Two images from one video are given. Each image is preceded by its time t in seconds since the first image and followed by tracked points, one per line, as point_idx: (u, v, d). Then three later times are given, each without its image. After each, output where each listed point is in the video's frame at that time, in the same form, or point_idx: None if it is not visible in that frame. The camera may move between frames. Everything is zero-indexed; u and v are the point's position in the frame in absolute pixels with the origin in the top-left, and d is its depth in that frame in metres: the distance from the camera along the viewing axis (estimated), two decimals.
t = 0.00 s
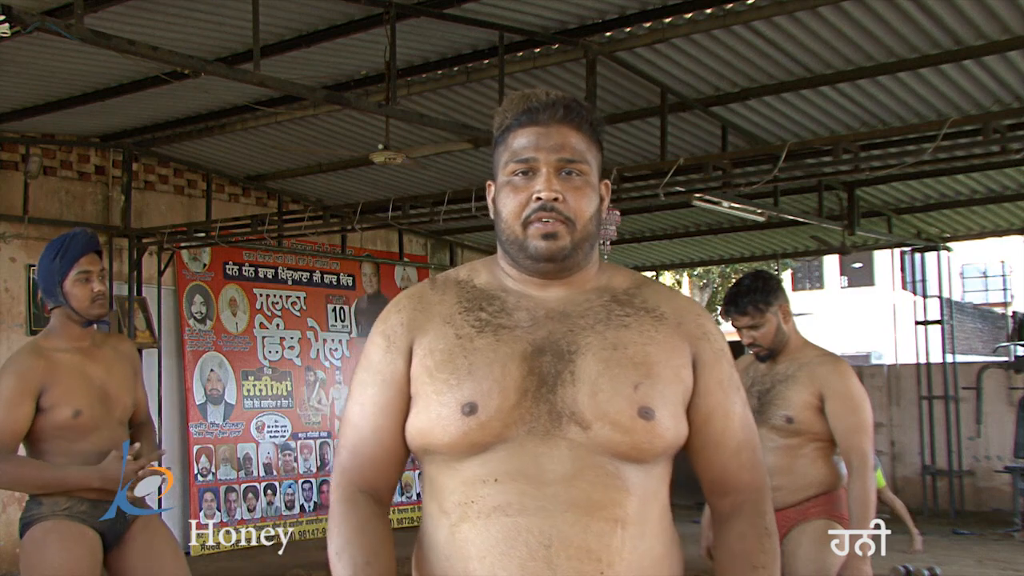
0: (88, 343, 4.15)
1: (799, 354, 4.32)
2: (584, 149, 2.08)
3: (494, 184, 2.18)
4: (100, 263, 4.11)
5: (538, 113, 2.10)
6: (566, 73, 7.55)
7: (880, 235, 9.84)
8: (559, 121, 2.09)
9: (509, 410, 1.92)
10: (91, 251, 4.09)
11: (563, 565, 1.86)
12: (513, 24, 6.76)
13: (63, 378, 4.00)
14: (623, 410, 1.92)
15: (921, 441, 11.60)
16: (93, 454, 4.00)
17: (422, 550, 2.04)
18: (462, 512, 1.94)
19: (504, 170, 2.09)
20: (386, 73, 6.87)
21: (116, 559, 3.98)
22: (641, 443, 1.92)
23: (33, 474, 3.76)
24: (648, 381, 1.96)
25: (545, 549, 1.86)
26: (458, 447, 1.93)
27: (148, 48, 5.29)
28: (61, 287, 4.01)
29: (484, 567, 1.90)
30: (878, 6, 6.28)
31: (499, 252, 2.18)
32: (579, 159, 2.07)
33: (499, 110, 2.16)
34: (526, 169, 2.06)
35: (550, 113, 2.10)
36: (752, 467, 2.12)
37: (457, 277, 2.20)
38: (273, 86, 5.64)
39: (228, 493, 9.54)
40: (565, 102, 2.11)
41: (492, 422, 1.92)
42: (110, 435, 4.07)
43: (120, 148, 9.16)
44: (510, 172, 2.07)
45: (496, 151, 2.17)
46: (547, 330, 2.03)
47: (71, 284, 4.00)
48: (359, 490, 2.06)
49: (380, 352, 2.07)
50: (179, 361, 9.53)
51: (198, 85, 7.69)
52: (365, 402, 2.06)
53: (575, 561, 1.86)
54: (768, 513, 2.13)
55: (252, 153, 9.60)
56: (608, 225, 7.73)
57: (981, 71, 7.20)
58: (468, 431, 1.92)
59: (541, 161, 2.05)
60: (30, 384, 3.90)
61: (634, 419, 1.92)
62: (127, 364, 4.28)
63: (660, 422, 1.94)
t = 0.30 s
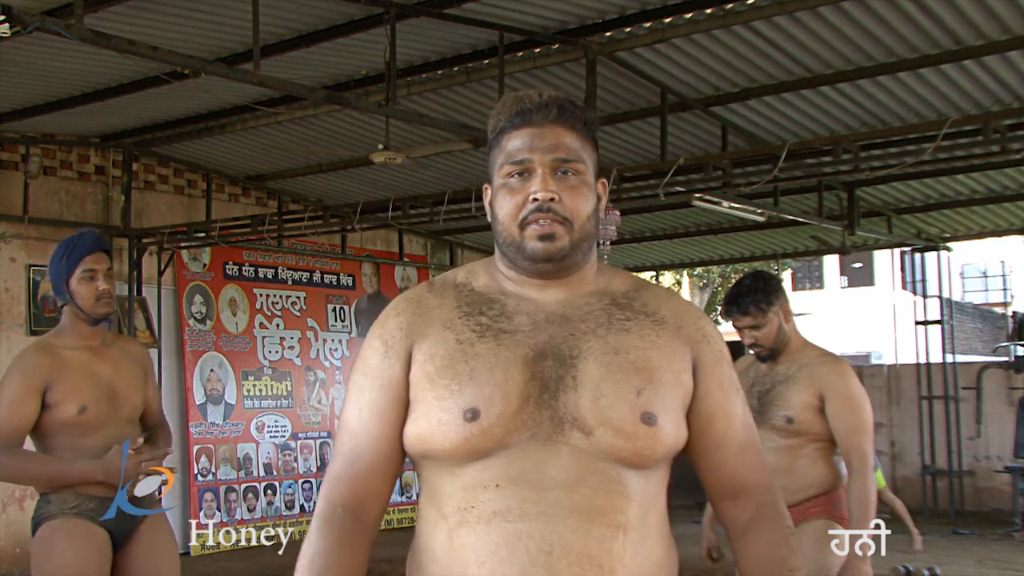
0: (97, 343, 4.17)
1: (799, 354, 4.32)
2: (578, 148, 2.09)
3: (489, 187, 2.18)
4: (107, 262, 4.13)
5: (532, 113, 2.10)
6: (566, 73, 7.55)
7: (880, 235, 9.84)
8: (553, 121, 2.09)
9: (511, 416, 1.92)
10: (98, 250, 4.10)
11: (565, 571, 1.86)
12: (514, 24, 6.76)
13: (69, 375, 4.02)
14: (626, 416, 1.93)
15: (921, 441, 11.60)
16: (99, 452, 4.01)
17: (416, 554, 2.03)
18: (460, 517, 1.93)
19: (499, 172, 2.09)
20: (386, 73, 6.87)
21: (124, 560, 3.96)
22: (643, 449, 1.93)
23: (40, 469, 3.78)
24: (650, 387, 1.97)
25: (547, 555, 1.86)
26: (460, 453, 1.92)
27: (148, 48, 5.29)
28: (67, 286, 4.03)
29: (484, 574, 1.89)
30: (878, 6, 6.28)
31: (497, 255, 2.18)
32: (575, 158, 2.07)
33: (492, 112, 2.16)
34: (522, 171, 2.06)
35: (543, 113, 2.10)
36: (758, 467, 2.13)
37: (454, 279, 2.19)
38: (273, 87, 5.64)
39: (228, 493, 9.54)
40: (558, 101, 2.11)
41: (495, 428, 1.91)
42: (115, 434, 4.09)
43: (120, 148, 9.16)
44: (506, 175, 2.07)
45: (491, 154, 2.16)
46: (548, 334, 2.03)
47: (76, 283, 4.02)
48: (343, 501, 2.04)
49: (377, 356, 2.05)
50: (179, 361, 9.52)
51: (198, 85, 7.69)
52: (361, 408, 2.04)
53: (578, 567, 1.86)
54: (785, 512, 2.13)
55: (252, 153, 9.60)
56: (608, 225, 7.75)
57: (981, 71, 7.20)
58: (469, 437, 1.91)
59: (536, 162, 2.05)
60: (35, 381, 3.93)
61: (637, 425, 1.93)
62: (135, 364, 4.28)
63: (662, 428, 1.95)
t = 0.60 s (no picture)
0: (111, 338, 4.31)
1: (799, 354, 4.32)
2: (540, 144, 2.10)
3: (453, 188, 2.19)
4: (122, 261, 4.26)
5: (492, 111, 2.12)
6: (566, 73, 7.55)
7: (880, 235, 9.84)
8: (513, 118, 2.11)
9: (469, 417, 1.92)
10: (113, 247, 4.25)
11: None
12: (514, 24, 6.76)
13: (78, 365, 4.16)
14: (584, 420, 1.93)
15: (921, 441, 11.60)
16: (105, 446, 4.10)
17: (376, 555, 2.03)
18: (415, 518, 1.93)
19: (462, 170, 2.10)
20: (386, 73, 6.87)
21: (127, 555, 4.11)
22: (600, 453, 1.93)
23: (48, 458, 3.88)
24: (610, 392, 1.97)
25: (499, 560, 1.86)
26: (417, 454, 1.93)
27: (148, 48, 5.29)
28: (82, 281, 4.20)
29: None
30: (879, 6, 6.27)
31: (462, 255, 2.19)
32: (536, 154, 2.08)
33: (455, 113, 2.18)
34: (484, 168, 2.07)
35: (504, 111, 2.12)
36: (713, 478, 2.15)
37: (420, 279, 2.20)
38: (273, 87, 5.64)
39: (228, 493, 9.54)
40: (519, 99, 2.13)
41: (452, 429, 1.92)
42: (122, 428, 4.18)
43: (120, 148, 9.17)
44: (468, 173, 2.08)
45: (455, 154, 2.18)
46: (510, 335, 2.04)
47: (89, 279, 4.18)
48: (312, 503, 2.06)
49: (340, 356, 2.07)
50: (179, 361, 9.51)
51: (198, 85, 7.69)
52: (324, 409, 2.06)
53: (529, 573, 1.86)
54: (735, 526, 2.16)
55: (251, 153, 9.60)
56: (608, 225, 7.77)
57: (981, 71, 7.19)
58: (427, 438, 1.91)
59: (498, 158, 2.07)
60: (43, 370, 4.07)
61: (594, 429, 1.93)
62: (151, 362, 4.40)
63: (620, 433, 1.95)
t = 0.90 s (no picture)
0: (128, 339, 4.34)
1: (799, 354, 4.32)
2: (497, 146, 2.09)
3: (408, 186, 2.18)
4: (136, 262, 4.23)
5: (449, 112, 2.11)
6: (566, 73, 7.55)
7: (880, 235, 9.84)
8: (469, 119, 2.10)
9: (427, 414, 1.94)
10: (128, 249, 4.22)
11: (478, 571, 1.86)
12: (514, 24, 6.76)
13: (92, 365, 4.19)
14: (540, 417, 1.94)
15: (921, 441, 11.60)
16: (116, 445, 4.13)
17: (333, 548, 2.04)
18: (376, 516, 1.93)
19: (417, 171, 2.09)
20: (386, 73, 6.87)
21: (137, 557, 4.11)
22: (556, 449, 1.94)
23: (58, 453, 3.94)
24: (565, 388, 1.98)
25: (461, 557, 1.86)
26: (375, 451, 1.94)
27: (149, 48, 5.29)
28: (97, 282, 4.20)
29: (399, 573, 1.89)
30: (878, 6, 6.27)
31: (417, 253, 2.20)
32: (493, 156, 2.07)
33: (410, 111, 2.16)
34: (440, 169, 2.06)
35: (460, 111, 2.10)
36: (661, 467, 2.14)
37: (374, 277, 2.21)
38: (273, 87, 5.64)
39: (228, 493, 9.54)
40: (475, 100, 2.11)
41: (410, 426, 1.93)
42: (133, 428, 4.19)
43: (120, 148, 9.17)
44: (424, 174, 2.07)
45: (408, 153, 2.16)
46: (466, 333, 2.05)
47: (104, 280, 4.18)
48: (254, 478, 2.08)
49: (294, 351, 2.08)
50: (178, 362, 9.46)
51: (199, 85, 7.69)
52: (274, 397, 2.08)
53: (491, 569, 1.87)
54: (679, 515, 2.14)
55: (251, 153, 9.60)
56: (609, 225, 7.78)
57: (981, 71, 7.20)
58: (385, 436, 1.92)
59: (454, 160, 2.06)
60: (57, 368, 4.11)
61: (550, 425, 1.94)
62: (167, 364, 4.40)
63: (576, 429, 1.97)
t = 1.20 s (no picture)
0: (146, 341, 4.46)
1: (799, 354, 4.32)
2: (460, 153, 2.09)
3: (370, 191, 2.17)
4: (153, 265, 4.40)
5: (411, 120, 2.09)
6: (566, 73, 7.55)
7: (880, 235, 9.84)
8: (434, 127, 2.09)
9: (397, 417, 1.95)
10: (144, 252, 4.41)
11: (461, 571, 1.89)
12: (514, 24, 6.76)
13: (111, 364, 4.31)
14: (510, 413, 1.95)
15: (921, 441, 11.60)
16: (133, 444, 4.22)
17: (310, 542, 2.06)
18: (356, 521, 1.96)
19: (380, 180, 2.09)
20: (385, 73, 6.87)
21: (149, 556, 4.14)
22: (530, 444, 1.95)
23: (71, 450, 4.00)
24: (534, 383, 1.99)
25: (442, 559, 1.89)
26: (348, 457, 1.95)
27: (149, 48, 5.29)
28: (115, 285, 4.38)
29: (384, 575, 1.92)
30: (879, 6, 6.27)
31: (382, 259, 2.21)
32: (457, 165, 2.08)
33: (370, 116, 2.15)
34: (404, 179, 2.06)
35: (423, 119, 2.09)
36: (641, 458, 2.18)
37: (342, 284, 2.23)
38: (273, 87, 5.64)
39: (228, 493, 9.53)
40: (437, 106, 2.10)
41: (381, 431, 1.94)
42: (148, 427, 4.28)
43: (120, 148, 9.17)
44: (387, 184, 2.07)
45: (370, 159, 2.15)
46: (433, 335, 2.06)
47: (122, 283, 4.35)
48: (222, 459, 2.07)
49: (262, 354, 2.13)
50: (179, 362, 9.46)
51: (198, 85, 7.69)
52: (245, 397, 2.13)
53: (473, 567, 1.90)
54: (665, 503, 2.20)
55: (251, 153, 9.60)
56: (608, 225, 7.79)
57: (981, 71, 7.20)
58: (356, 442, 1.94)
59: (419, 170, 2.06)
60: (76, 367, 4.23)
61: (522, 421, 1.95)
62: (185, 367, 4.49)
63: (548, 422, 1.97)
